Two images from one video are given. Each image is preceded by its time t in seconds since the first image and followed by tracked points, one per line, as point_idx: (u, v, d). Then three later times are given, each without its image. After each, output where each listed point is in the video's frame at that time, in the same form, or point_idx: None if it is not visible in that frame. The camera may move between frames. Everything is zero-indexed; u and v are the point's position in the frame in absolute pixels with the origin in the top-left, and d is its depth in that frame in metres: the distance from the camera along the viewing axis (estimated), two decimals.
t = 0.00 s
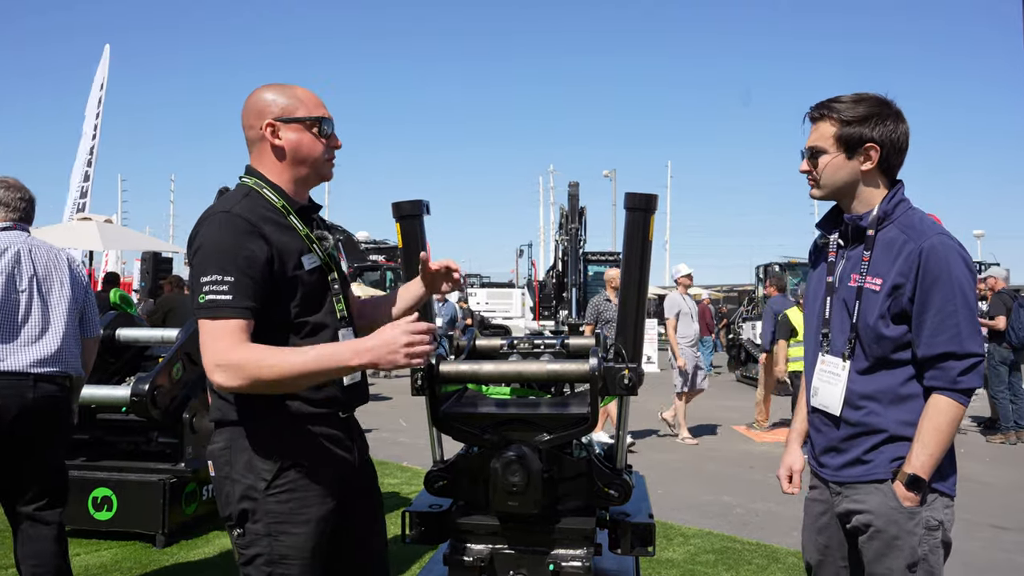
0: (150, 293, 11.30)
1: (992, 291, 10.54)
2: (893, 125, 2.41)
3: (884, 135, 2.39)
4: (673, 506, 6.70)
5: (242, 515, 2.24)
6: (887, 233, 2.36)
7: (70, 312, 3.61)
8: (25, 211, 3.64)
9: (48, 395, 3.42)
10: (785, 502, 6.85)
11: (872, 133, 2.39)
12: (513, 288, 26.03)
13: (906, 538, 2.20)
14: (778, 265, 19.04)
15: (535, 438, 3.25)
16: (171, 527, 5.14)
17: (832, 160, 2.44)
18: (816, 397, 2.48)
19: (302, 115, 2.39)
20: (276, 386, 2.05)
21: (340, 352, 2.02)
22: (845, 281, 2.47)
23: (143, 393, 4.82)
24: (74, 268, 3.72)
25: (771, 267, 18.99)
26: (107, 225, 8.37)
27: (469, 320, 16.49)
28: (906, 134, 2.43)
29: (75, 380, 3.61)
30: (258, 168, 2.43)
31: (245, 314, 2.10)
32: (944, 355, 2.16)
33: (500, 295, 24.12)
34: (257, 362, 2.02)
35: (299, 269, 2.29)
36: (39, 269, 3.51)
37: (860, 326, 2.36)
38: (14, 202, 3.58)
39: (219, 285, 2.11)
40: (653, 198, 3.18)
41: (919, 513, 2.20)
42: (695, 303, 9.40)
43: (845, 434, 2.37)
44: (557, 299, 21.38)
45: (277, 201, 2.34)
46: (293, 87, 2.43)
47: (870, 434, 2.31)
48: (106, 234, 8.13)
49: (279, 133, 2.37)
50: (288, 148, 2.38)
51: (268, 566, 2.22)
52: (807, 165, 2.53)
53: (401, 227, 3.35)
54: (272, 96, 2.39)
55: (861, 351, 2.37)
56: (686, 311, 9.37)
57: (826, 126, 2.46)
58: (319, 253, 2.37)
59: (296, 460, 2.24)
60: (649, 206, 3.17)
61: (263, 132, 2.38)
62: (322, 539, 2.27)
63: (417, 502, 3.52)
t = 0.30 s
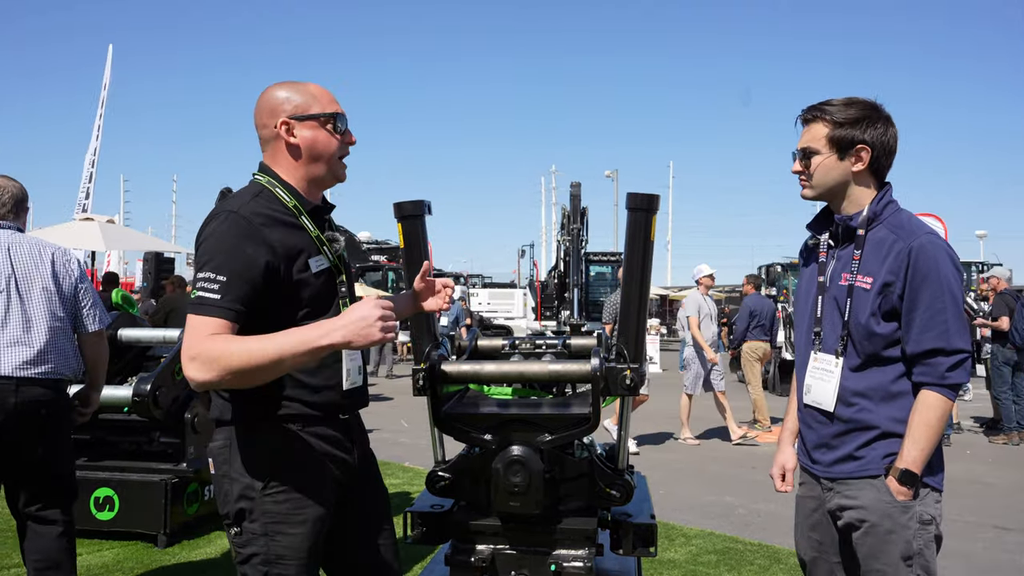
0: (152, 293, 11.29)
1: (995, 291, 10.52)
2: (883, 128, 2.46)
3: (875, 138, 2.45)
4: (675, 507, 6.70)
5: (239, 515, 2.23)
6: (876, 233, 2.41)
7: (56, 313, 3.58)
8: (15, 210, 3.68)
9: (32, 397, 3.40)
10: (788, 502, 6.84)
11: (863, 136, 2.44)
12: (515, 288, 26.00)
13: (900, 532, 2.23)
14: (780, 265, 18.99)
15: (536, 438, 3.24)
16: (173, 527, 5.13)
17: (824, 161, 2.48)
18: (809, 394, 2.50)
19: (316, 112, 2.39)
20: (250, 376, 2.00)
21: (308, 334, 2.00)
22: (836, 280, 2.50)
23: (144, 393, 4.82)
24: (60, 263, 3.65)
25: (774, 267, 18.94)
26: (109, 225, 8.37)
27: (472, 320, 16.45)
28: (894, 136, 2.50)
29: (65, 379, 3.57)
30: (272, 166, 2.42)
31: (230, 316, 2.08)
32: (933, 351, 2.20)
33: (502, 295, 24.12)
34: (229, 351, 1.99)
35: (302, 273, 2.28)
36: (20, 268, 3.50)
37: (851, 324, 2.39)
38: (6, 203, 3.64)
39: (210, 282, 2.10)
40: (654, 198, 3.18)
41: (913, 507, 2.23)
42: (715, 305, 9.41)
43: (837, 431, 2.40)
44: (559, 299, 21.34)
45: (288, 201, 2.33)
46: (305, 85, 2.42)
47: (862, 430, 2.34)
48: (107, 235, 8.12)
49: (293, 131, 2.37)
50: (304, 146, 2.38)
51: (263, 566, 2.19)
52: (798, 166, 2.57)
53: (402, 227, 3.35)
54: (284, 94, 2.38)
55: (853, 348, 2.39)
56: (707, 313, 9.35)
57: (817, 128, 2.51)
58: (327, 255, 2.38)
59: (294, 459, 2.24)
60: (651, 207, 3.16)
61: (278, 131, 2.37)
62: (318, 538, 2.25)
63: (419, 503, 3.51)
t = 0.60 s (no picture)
0: (155, 293, 11.30)
1: (997, 291, 10.48)
2: (877, 130, 2.48)
3: (874, 141, 2.47)
4: (676, 507, 6.70)
5: (250, 514, 2.23)
6: (870, 233, 2.41)
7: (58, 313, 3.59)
8: (25, 211, 3.70)
9: (21, 398, 3.41)
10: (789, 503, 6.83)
11: (859, 138, 2.46)
12: (517, 289, 26.02)
13: (897, 528, 2.23)
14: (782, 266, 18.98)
15: (539, 439, 3.23)
16: (175, 527, 5.14)
17: (823, 162, 2.49)
18: (804, 392, 2.49)
19: (337, 120, 2.37)
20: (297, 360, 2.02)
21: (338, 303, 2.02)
22: (830, 279, 2.50)
23: (145, 394, 4.83)
24: (53, 263, 3.60)
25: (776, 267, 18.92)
26: (112, 226, 8.39)
27: (474, 321, 16.48)
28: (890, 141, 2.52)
29: (58, 383, 3.53)
30: (286, 169, 2.41)
31: (263, 317, 2.09)
32: (925, 349, 2.21)
33: (504, 296, 24.13)
34: (268, 343, 2.00)
35: (319, 275, 2.31)
36: (20, 269, 3.52)
37: (845, 323, 2.39)
38: (10, 203, 3.65)
39: (239, 287, 2.10)
40: (656, 199, 3.17)
41: (908, 504, 2.23)
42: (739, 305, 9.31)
43: (831, 429, 2.40)
44: (561, 300, 21.35)
45: (301, 205, 2.32)
46: (325, 90, 2.40)
47: (856, 429, 2.34)
48: (109, 236, 8.14)
49: (312, 135, 2.36)
50: (321, 151, 2.37)
51: (274, 566, 2.21)
52: (795, 168, 2.56)
53: (404, 228, 3.34)
54: (304, 98, 2.36)
55: (847, 347, 2.39)
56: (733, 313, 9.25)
57: (817, 129, 2.51)
58: (337, 259, 2.39)
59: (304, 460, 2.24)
60: (652, 207, 3.16)
61: (296, 134, 2.36)
62: (330, 538, 2.26)
63: (421, 504, 3.51)
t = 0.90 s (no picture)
0: (157, 294, 11.30)
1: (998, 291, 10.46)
2: (870, 132, 2.50)
3: (865, 144, 2.48)
4: (678, 509, 6.69)
5: (264, 512, 2.24)
6: (865, 234, 2.41)
7: (78, 315, 3.63)
8: (71, 221, 3.79)
9: (34, 398, 3.47)
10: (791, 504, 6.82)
11: (853, 139, 2.48)
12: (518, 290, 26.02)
13: (894, 527, 2.24)
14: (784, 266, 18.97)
15: (540, 439, 3.24)
16: (177, 527, 5.15)
17: (816, 163, 2.50)
18: (799, 392, 2.49)
19: (349, 123, 2.39)
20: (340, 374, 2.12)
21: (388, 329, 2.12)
22: (825, 280, 2.50)
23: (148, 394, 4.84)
24: (72, 271, 3.64)
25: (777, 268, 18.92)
26: (114, 227, 8.40)
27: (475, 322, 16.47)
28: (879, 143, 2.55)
29: (72, 385, 3.58)
30: (296, 173, 2.41)
31: (291, 324, 2.13)
32: (920, 349, 2.23)
33: (506, 296, 24.13)
34: (315, 358, 2.08)
35: (334, 274, 2.32)
36: (48, 269, 3.61)
37: (841, 323, 2.39)
38: (59, 212, 3.76)
39: (264, 295, 2.13)
40: (657, 199, 3.18)
41: (904, 502, 2.25)
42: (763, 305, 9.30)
43: (826, 428, 2.40)
44: (562, 300, 21.35)
45: (310, 208, 2.33)
46: (335, 94, 2.42)
47: (851, 428, 2.35)
48: (112, 236, 8.15)
49: (325, 138, 2.37)
50: (334, 153, 2.38)
51: (287, 564, 2.21)
52: (790, 169, 2.56)
53: (406, 229, 3.35)
54: (316, 101, 2.37)
55: (842, 347, 2.39)
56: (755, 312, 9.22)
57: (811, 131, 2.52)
58: (348, 261, 2.37)
59: (318, 459, 2.24)
60: (654, 207, 3.17)
61: (308, 136, 2.36)
62: (344, 538, 2.26)
63: (423, 504, 3.52)
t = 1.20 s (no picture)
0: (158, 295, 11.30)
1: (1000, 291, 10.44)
2: (864, 135, 2.51)
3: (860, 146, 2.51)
4: (679, 509, 6.70)
5: (283, 509, 2.26)
6: (860, 236, 2.42)
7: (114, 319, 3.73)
8: (112, 229, 3.92)
9: (66, 397, 3.60)
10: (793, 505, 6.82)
11: (846, 142, 2.49)
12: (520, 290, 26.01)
13: (888, 527, 2.25)
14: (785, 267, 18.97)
15: (541, 440, 3.24)
16: (178, 528, 5.16)
17: (808, 166, 2.51)
18: (794, 392, 2.50)
19: (363, 126, 2.40)
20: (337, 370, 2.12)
21: (386, 322, 2.10)
22: (819, 280, 2.51)
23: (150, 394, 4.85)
24: (104, 276, 3.73)
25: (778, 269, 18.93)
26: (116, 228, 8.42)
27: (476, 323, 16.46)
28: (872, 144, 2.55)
29: (100, 384, 3.68)
30: (313, 174, 2.44)
31: (294, 322, 2.14)
32: (914, 349, 2.24)
33: (507, 296, 24.11)
34: (311, 353, 2.09)
35: (349, 273, 2.33)
36: (83, 275, 3.71)
37: (836, 324, 2.40)
38: (102, 219, 3.90)
39: (270, 290, 2.14)
40: (658, 200, 3.19)
41: (900, 503, 2.25)
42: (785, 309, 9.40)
43: (821, 429, 2.41)
44: (564, 301, 21.34)
45: (326, 207, 2.35)
46: (350, 97, 2.43)
47: (847, 429, 2.36)
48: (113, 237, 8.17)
49: (340, 140, 2.38)
50: (349, 155, 2.39)
51: (305, 561, 2.23)
52: (784, 171, 2.57)
53: (407, 230, 3.36)
54: (333, 104, 2.39)
55: (838, 347, 2.40)
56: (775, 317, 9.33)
57: (804, 133, 2.53)
58: (364, 259, 2.39)
59: (338, 458, 2.25)
60: (654, 208, 3.18)
61: (324, 138, 2.38)
62: (363, 535, 2.27)
63: (423, 504, 3.55)
